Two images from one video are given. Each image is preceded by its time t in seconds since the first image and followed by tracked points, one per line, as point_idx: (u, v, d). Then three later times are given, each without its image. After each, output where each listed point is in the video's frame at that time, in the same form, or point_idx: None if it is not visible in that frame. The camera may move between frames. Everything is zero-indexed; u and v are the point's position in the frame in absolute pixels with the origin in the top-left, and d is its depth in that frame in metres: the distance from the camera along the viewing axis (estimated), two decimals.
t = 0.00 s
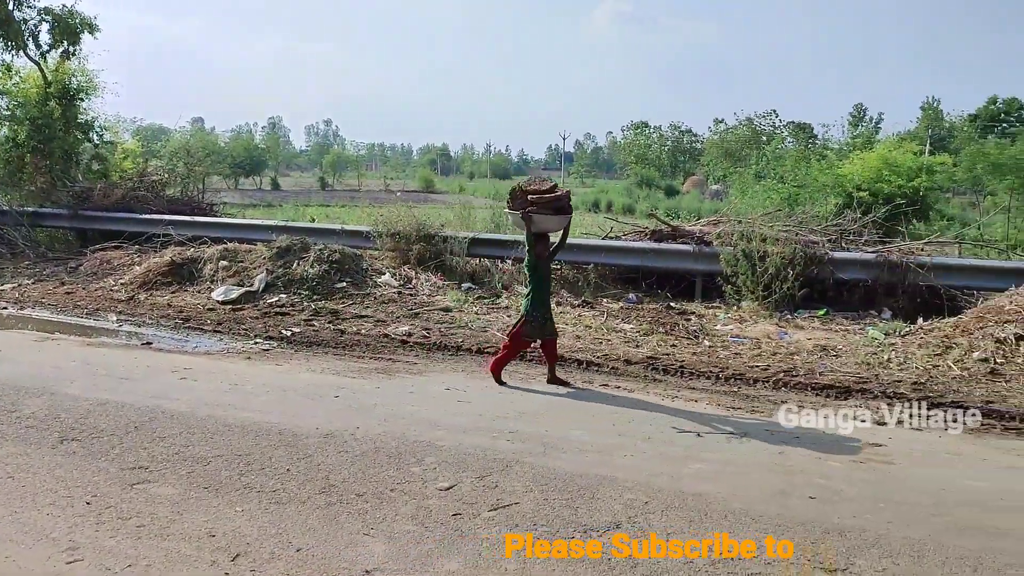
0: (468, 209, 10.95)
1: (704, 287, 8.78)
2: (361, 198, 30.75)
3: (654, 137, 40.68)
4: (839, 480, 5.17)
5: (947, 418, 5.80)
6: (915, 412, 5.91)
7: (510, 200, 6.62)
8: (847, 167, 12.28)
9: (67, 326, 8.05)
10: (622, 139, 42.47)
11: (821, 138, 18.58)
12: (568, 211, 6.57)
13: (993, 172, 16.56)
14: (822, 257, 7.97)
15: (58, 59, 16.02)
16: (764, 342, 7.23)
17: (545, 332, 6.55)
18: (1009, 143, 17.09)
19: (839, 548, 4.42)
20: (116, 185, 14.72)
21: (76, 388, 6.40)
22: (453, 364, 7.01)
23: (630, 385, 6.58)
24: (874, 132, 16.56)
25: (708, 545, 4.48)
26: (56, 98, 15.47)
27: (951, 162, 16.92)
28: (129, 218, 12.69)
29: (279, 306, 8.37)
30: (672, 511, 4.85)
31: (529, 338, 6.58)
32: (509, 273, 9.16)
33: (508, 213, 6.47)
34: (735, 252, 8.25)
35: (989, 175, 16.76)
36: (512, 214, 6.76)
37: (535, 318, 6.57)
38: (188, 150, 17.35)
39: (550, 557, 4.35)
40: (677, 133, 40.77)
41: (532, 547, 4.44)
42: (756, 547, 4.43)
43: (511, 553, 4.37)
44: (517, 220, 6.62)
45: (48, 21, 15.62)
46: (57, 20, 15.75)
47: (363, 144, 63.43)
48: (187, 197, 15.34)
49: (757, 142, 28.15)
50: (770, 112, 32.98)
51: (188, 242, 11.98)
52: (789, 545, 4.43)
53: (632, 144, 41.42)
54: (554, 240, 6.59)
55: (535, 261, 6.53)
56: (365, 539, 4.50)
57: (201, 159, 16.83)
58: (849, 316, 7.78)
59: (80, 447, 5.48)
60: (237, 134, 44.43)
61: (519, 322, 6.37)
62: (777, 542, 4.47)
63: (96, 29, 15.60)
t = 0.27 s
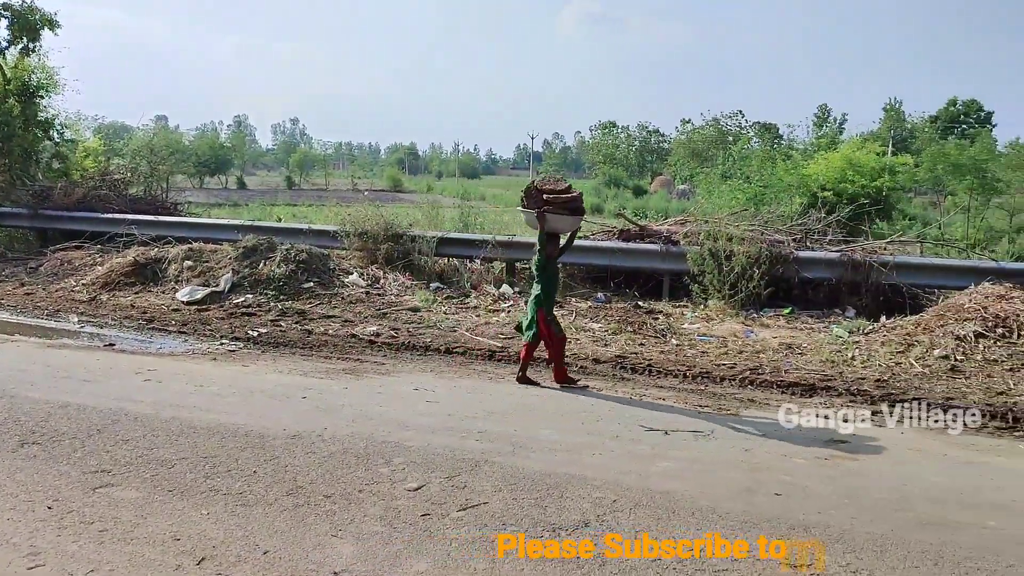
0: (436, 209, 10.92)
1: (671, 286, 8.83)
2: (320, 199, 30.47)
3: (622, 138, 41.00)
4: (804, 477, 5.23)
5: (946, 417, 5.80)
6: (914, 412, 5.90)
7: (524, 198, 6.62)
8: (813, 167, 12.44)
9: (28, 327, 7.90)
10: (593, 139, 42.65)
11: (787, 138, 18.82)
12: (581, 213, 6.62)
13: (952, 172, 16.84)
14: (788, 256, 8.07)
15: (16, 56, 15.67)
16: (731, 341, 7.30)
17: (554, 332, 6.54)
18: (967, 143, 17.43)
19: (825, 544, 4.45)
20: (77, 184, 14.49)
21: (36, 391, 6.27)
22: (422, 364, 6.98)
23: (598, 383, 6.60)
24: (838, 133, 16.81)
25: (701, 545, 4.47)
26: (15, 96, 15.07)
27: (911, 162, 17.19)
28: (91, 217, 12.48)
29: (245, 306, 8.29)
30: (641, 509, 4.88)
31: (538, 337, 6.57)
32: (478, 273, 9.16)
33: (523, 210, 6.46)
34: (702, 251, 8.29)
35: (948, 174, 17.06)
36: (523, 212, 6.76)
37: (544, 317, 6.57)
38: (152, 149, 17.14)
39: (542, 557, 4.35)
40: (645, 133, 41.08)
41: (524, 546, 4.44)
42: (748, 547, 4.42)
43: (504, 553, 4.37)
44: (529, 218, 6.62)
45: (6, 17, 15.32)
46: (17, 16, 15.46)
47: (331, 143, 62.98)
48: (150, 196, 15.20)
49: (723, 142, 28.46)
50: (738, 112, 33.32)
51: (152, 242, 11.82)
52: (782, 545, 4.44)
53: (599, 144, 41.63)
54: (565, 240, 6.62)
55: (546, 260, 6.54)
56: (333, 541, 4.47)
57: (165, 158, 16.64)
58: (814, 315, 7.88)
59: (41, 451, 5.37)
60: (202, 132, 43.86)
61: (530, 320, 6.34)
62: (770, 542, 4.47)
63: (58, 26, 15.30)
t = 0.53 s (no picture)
0: (406, 207, 10.89)
1: (641, 285, 8.89)
2: (295, 197, 30.25)
3: (592, 137, 41.13)
4: (771, 473, 5.28)
5: (946, 417, 5.79)
6: (915, 409, 5.89)
7: (540, 196, 6.64)
8: (779, 166, 12.57)
9: None
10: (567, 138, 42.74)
11: (755, 137, 18.98)
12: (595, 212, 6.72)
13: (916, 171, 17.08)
14: (755, 254, 8.17)
15: None
16: (699, 339, 7.35)
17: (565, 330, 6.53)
18: (929, 142, 17.70)
19: (810, 544, 4.43)
20: (38, 182, 14.23)
21: None
22: (391, 364, 6.96)
23: (568, 381, 6.61)
24: (805, 133, 17.01)
25: (694, 545, 4.46)
26: None
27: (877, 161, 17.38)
28: (54, 216, 12.27)
29: (212, 306, 8.21)
30: (610, 506, 4.89)
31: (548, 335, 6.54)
32: (448, 272, 9.14)
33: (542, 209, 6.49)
34: (671, 250, 8.39)
35: (912, 174, 17.29)
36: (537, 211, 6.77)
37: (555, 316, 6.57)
38: (115, 146, 16.89)
39: (534, 557, 4.33)
40: (614, 132, 41.40)
41: (516, 547, 4.42)
42: (740, 547, 4.41)
43: (495, 553, 4.35)
44: (545, 216, 6.66)
45: None
46: None
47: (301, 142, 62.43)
48: (115, 195, 15.09)
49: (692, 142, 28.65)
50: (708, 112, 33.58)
51: (116, 242, 11.66)
52: (775, 545, 4.42)
53: (567, 146, 42.01)
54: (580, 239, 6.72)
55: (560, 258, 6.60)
56: (302, 542, 4.44)
57: (129, 156, 16.43)
58: (781, 313, 7.97)
59: (2, 454, 5.27)
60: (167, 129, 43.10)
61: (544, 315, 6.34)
62: (762, 542, 4.46)
63: (18, 21, 14.98)
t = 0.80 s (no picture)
0: (377, 207, 10.84)
1: (612, 283, 8.92)
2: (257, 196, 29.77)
3: (564, 135, 40.82)
4: (740, 469, 5.31)
5: (947, 418, 5.76)
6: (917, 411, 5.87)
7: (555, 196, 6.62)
8: (750, 164, 12.76)
9: None
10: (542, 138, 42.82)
11: (726, 136, 19.10)
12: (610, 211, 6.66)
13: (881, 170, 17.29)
14: (725, 253, 8.22)
15: None
16: (670, 337, 7.39)
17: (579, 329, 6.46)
18: (895, 142, 17.94)
19: (792, 542, 4.43)
20: None
21: None
22: (362, 364, 6.92)
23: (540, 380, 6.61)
24: (775, 132, 17.17)
25: (685, 545, 4.44)
26: None
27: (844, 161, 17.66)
28: (17, 216, 12.06)
29: (180, 306, 8.11)
30: (581, 505, 4.90)
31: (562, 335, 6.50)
32: (419, 271, 9.10)
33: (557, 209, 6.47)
34: (641, 248, 8.39)
35: (880, 173, 17.46)
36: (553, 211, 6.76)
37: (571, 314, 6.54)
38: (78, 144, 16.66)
39: (527, 557, 4.31)
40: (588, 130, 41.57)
41: (509, 547, 4.40)
42: (732, 547, 4.40)
43: (488, 553, 4.33)
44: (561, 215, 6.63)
45: None
46: None
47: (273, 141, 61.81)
48: (81, 195, 15.05)
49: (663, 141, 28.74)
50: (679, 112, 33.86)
51: (82, 242, 11.49)
52: (767, 545, 4.41)
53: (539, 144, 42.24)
54: (595, 238, 6.69)
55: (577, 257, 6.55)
56: (271, 544, 4.39)
57: (95, 154, 16.22)
58: (750, 311, 8.04)
59: None
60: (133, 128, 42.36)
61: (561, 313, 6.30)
62: (754, 542, 4.45)
63: None
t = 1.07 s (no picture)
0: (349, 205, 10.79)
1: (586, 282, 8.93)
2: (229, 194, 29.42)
3: (537, 135, 41.31)
4: (712, 466, 5.34)
5: (946, 418, 5.75)
6: (918, 411, 5.85)
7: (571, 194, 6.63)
8: (722, 164, 13.04)
9: None
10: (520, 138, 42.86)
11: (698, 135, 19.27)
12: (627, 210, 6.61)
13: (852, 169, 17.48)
14: (697, 251, 8.28)
15: None
16: (643, 335, 7.41)
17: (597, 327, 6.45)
18: (865, 141, 18.15)
19: (784, 541, 4.42)
20: None
21: None
22: (334, 363, 6.88)
23: (514, 378, 6.61)
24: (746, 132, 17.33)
25: (677, 544, 4.42)
26: None
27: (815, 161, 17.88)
28: None
29: (150, 307, 8.02)
30: (554, 503, 4.90)
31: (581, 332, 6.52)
32: (392, 271, 9.06)
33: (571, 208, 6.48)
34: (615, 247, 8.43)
35: (849, 172, 17.66)
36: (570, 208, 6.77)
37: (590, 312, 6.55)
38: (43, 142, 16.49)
39: (519, 557, 4.30)
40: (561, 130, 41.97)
41: (501, 547, 4.39)
42: (725, 548, 4.39)
43: (480, 553, 4.32)
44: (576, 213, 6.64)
45: None
46: None
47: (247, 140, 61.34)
48: (48, 194, 14.93)
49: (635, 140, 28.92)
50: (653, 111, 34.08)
51: (49, 241, 11.33)
52: (759, 545, 4.40)
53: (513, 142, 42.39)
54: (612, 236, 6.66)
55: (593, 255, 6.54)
56: (242, 545, 4.35)
57: (63, 153, 16.03)
58: (723, 309, 8.09)
59: None
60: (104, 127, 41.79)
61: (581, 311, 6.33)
62: (746, 542, 4.43)
63: None
